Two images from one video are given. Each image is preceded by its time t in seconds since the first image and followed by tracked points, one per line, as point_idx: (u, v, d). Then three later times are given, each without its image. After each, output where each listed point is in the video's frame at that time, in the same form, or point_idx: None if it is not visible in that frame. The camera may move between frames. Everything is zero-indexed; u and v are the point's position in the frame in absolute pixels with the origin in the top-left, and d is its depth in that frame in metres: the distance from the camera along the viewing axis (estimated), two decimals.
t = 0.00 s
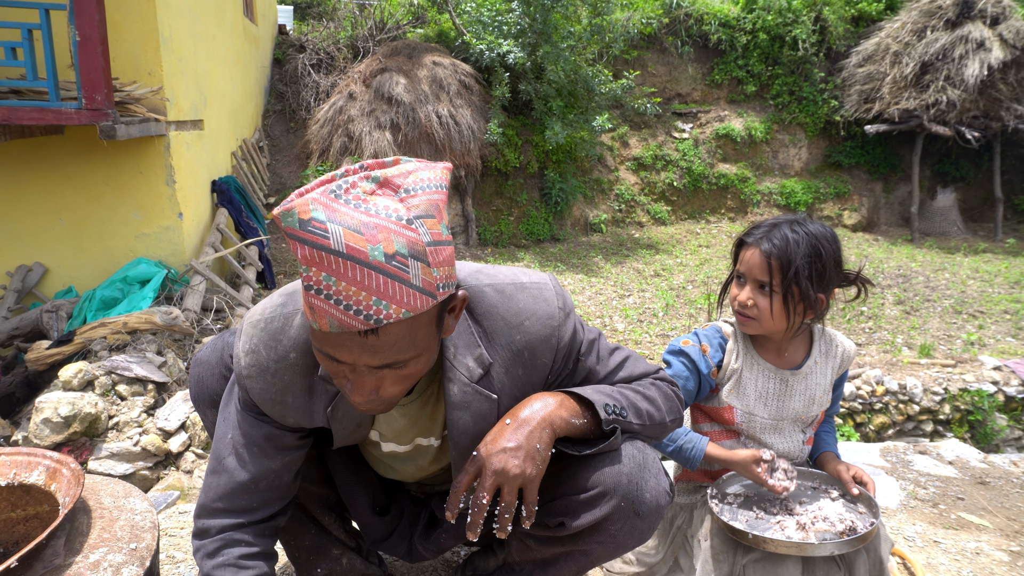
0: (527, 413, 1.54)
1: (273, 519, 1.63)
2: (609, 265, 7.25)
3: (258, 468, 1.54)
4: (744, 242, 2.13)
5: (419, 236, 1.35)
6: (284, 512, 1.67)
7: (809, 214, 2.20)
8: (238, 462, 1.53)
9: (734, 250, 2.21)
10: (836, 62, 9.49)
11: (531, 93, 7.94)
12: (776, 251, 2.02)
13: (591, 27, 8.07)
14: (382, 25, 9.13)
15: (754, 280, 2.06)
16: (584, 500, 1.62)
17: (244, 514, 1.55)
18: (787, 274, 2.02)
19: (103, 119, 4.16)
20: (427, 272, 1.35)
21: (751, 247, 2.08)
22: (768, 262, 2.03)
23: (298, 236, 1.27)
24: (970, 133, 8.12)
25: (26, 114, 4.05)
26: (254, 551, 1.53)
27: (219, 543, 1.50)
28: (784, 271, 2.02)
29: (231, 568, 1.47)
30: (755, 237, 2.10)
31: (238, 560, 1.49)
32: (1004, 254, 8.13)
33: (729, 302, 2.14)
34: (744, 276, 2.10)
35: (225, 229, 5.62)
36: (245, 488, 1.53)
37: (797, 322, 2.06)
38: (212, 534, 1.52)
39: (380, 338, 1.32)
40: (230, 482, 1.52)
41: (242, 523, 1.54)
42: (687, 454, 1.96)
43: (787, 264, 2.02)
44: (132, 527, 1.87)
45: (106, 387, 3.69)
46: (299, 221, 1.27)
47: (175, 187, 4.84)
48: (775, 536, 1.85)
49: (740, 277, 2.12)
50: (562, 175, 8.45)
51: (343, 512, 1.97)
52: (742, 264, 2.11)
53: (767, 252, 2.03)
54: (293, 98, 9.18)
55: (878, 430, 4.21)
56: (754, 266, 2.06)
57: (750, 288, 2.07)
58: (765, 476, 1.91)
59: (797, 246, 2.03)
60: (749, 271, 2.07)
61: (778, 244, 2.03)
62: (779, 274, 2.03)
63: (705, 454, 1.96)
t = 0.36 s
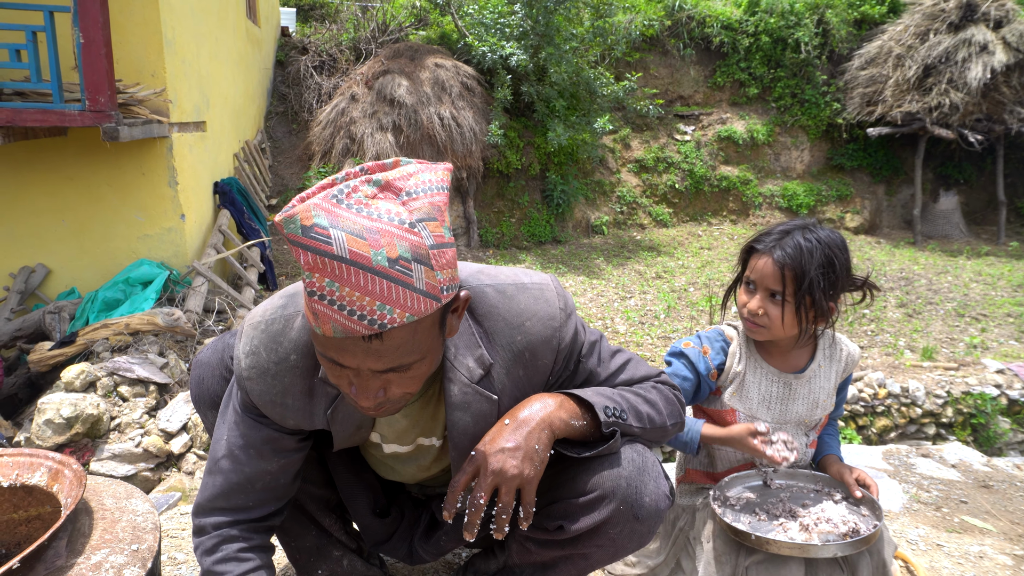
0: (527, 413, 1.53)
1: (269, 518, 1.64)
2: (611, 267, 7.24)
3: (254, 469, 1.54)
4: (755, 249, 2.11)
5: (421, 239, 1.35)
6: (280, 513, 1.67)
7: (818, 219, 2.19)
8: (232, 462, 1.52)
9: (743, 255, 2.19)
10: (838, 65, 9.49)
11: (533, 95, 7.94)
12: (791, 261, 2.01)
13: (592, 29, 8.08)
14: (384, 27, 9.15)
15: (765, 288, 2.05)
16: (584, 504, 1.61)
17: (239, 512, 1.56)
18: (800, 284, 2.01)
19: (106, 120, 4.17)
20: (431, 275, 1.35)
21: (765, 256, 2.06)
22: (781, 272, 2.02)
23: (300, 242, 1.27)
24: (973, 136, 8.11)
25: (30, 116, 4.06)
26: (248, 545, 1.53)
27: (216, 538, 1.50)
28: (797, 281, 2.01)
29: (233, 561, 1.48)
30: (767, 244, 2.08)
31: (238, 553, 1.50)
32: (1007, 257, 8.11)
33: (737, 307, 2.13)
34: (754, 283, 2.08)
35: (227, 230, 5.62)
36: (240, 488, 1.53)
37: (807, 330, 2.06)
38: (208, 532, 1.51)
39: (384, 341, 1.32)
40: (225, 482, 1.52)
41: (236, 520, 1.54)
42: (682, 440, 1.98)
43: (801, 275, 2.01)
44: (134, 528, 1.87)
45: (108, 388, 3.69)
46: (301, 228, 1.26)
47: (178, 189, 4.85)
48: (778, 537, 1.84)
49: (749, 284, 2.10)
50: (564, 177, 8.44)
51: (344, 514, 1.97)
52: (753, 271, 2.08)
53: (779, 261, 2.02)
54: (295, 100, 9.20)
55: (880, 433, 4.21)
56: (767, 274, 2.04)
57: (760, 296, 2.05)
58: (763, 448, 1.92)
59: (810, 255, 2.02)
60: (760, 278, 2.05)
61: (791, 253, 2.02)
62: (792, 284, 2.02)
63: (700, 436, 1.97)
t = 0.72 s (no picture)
0: (521, 409, 1.54)
1: (284, 524, 1.62)
2: (608, 267, 7.25)
3: (267, 466, 1.53)
4: (775, 257, 2.03)
5: (414, 230, 1.35)
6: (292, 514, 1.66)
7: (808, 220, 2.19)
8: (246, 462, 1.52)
9: (753, 263, 2.10)
10: (836, 66, 9.51)
11: (531, 95, 7.94)
12: (821, 268, 1.98)
13: (590, 30, 8.09)
14: (382, 27, 9.13)
15: (797, 297, 2.00)
16: (579, 502, 1.61)
17: (260, 519, 1.55)
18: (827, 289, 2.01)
19: (102, 119, 4.16)
20: (423, 266, 1.35)
21: (792, 264, 2.00)
22: (812, 279, 1.98)
23: (293, 232, 1.27)
24: (969, 138, 8.13)
25: (26, 115, 4.05)
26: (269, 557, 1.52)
27: (242, 553, 1.49)
28: (826, 287, 2.00)
29: None
30: (789, 250, 2.02)
31: (264, 570, 1.49)
32: (1003, 258, 8.14)
33: (760, 317, 2.06)
34: (780, 292, 2.02)
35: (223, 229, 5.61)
36: (257, 488, 1.52)
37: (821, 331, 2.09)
38: (232, 544, 1.50)
39: (376, 330, 1.32)
40: (242, 482, 1.51)
41: (259, 529, 1.53)
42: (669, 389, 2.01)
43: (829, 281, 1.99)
44: (130, 528, 1.87)
45: (104, 388, 3.68)
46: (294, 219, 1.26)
47: (175, 188, 4.84)
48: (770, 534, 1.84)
49: (772, 292, 2.04)
50: (562, 176, 8.45)
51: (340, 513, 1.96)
52: (778, 280, 2.01)
53: (810, 269, 1.97)
54: (293, 100, 9.18)
55: (876, 433, 4.22)
56: (796, 282, 1.99)
57: (790, 305, 2.00)
58: (758, 347, 1.91)
59: (833, 260, 2.01)
60: (790, 287, 1.99)
61: (818, 259, 1.99)
62: (823, 291, 2.00)
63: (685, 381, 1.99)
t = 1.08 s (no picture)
0: (524, 402, 1.54)
1: (267, 509, 1.62)
2: (608, 265, 7.24)
3: (253, 455, 1.53)
4: (782, 246, 2.04)
5: (424, 219, 1.35)
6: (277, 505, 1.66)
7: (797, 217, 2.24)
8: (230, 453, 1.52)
9: (758, 256, 2.10)
10: (835, 64, 9.50)
11: (530, 93, 7.92)
12: (828, 255, 2.00)
13: (590, 27, 8.07)
14: (381, 25, 9.11)
15: (808, 284, 2.00)
16: (580, 498, 1.61)
17: (239, 502, 1.54)
18: (832, 275, 2.03)
19: (101, 117, 4.14)
20: (433, 255, 1.35)
21: (799, 251, 2.00)
22: (820, 265, 2.00)
23: (307, 217, 1.27)
24: (968, 135, 8.13)
25: (23, 113, 4.04)
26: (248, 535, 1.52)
27: (218, 530, 1.48)
28: (833, 273, 2.02)
29: (237, 552, 1.47)
30: (795, 239, 2.03)
31: (241, 544, 1.49)
32: (1002, 256, 8.14)
33: (770, 308, 2.04)
34: (789, 280, 2.02)
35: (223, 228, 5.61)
36: (240, 476, 1.52)
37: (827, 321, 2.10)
38: (209, 524, 1.50)
39: (386, 318, 1.32)
40: (224, 469, 1.51)
41: (236, 510, 1.53)
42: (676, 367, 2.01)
43: (835, 266, 2.02)
44: (130, 526, 1.87)
45: (103, 386, 3.68)
46: (308, 204, 1.27)
47: (173, 186, 4.83)
48: (770, 538, 1.85)
49: (780, 282, 2.03)
50: (561, 175, 8.45)
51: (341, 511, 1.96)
52: (787, 268, 2.02)
53: (818, 254, 1.99)
54: (292, 97, 9.18)
55: (876, 431, 4.22)
56: (805, 269, 1.99)
57: (802, 292, 2.00)
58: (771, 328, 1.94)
59: (836, 247, 2.05)
60: (799, 274, 2.00)
61: (824, 245, 2.01)
62: (829, 278, 2.02)
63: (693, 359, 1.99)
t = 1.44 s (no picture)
0: (550, 410, 1.47)
1: (276, 509, 1.63)
2: (608, 263, 7.24)
3: (256, 455, 1.53)
4: (782, 249, 2.02)
5: (433, 149, 1.53)
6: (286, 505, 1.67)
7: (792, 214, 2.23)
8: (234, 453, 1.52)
9: (758, 258, 2.08)
10: (836, 61, 9.49)
11: (531, 90, 7.91)
12: (828, 256, 2.00)
13: (591, 24, 8.04)
14: (382, 22, 9.09)
15: (810, 286, 1.99)
16: (581, 507, 1.60)
17: (247, 503, 1.55)
18: (833, 275, 2.03)
19: (101, 115, 4.13)
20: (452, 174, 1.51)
21: (801, 253, 1.99)
22: (821, 267, 1.99)
23: (359, 147, 1.38)
24: (969, 132, 8.12)
25: (24, 111, 4.03)
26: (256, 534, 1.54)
27: (228, 530, 1.50)
28: (834, 274, 2.02)
29: (247, 552, 1.49)
30: (795, 240, 2.01)
31: (251, 544, 1.51)
32: (1003, 253, 8.13)
33: (772, 311, 2.03)
34: (791, 283, 2.00)
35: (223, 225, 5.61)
36: (247, 477, 1.53)
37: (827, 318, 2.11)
38: (219, 524, 1.52)
39: (451, 231, 1.39)
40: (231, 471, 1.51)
41: (245, 510, 1.55)
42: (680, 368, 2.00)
43: (836, 267, 2.02)
44: (129, 524, 1.87)
45: (104, 383, 3.68)
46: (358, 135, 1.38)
47: (174, 184, 4.83)
48: (771, 541, 1.84)
49: (782, 285, 2.01)
50: (561, 172, 8.46)
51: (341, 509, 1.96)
52: (788, 272, 2.00)
53: (820, 257, 1.98)
54: (292, 95, 9.18)
55: (876, 428, 4.22)
56: (807, 271, 1.98)
57: (804, 295, 1.99)
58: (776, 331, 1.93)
59: (835, 246, 2.04)
60: (801, 277, 1.98)
61: (825, 247, 2.00)
62: (830, 278, 2.02)
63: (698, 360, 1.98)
